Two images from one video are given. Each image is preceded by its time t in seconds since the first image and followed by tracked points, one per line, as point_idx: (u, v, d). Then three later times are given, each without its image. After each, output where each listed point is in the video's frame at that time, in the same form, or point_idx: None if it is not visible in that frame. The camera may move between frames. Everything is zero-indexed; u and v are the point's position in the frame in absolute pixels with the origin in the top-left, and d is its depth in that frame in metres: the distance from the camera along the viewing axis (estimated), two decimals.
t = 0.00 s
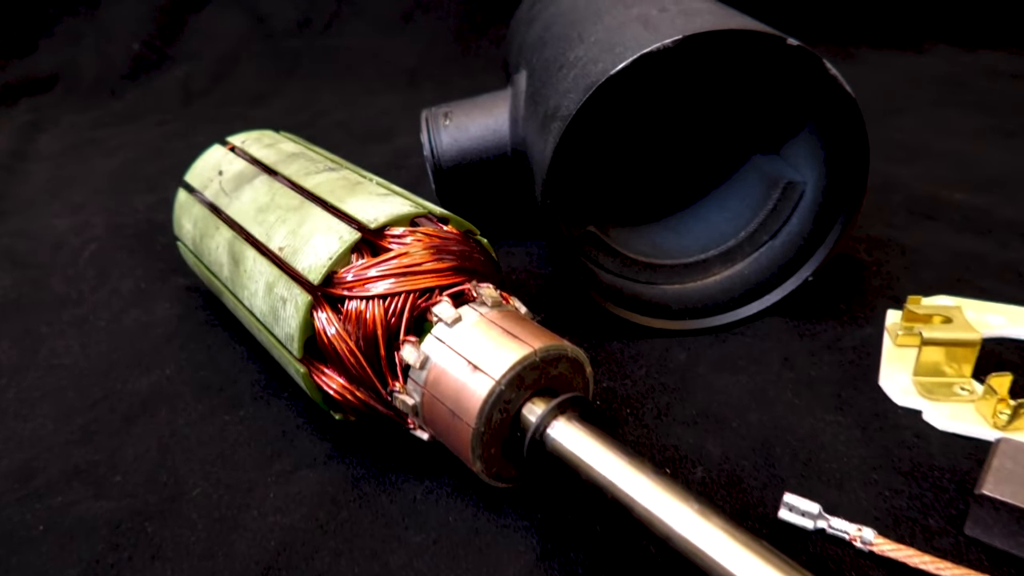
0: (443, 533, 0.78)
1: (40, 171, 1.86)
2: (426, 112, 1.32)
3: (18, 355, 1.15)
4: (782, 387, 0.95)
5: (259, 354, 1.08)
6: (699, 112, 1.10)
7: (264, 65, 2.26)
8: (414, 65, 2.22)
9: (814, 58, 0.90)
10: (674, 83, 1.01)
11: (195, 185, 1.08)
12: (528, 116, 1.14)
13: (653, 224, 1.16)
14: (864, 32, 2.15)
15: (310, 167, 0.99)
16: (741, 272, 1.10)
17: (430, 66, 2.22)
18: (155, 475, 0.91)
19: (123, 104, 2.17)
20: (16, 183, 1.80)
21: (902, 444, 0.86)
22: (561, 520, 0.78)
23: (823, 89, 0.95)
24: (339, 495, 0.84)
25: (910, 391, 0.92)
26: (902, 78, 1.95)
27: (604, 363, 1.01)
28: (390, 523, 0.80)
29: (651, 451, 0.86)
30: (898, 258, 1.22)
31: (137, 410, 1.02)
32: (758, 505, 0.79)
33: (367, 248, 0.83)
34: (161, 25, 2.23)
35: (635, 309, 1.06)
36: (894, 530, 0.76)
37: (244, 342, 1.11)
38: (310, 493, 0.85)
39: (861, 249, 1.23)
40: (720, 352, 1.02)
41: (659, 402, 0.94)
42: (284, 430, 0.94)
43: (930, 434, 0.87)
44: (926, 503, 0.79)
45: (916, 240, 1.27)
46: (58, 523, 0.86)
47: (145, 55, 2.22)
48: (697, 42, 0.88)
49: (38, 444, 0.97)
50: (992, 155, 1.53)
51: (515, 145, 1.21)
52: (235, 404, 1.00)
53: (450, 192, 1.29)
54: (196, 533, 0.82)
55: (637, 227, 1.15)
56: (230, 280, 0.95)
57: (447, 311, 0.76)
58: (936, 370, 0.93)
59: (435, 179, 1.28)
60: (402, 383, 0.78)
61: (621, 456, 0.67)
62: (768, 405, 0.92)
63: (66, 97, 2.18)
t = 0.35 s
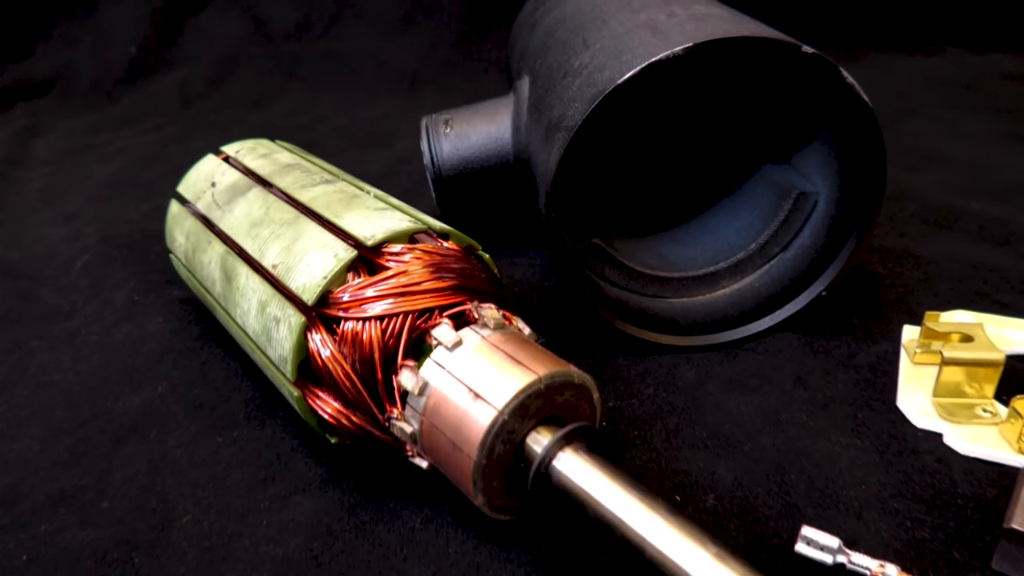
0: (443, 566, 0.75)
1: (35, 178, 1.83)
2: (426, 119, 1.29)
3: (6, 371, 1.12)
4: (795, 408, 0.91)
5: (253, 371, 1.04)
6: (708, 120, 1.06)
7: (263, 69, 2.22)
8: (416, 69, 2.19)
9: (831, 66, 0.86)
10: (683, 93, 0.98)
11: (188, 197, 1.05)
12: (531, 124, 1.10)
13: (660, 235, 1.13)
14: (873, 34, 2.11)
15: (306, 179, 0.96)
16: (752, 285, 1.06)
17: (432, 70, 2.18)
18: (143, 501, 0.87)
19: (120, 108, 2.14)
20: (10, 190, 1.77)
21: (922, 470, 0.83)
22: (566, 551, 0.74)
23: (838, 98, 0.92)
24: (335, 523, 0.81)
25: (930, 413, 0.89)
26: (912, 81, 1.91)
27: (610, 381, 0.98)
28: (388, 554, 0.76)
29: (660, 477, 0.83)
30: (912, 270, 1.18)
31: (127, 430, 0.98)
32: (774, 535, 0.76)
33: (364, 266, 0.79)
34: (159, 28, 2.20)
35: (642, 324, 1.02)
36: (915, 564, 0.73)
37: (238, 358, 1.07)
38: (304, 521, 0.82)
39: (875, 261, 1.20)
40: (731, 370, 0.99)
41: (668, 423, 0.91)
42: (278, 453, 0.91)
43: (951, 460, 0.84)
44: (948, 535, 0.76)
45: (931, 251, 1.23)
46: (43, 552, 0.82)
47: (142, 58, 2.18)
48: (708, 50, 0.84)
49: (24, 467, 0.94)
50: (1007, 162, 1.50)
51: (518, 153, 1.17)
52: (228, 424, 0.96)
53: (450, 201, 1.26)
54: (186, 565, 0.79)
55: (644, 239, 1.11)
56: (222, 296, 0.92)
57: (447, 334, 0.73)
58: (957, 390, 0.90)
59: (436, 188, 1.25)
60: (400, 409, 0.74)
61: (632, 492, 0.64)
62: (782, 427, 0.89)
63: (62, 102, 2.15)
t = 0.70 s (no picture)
0: None
1: (28, 185, 1.80)
2: (423, 127, 1.26)
3: None
4: (803, 428, 0.88)
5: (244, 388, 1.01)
6: (712, 128, 1.03)
7: (261, 73, 2.20)
8: (415, 73, 2.16)
9: (840, 73, 0.83)
10: (686, 100, 0.95)
11: (176, 208, 1.02)
12: (530, 132, 1.07)
13: (662, 246, 1.10)
14: (879, 38, 2.08)
15: (296, 191, 0.93)
16: (757, 298, 1.03)
17: (432, 74, 2.15)
18: (128, 526, 0.84)
19: (116, 114, 2.11)
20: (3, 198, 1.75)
21: (934, 495, 0.80)
22: None
23: (848, 107, 0.88)
24: (325, 551, 0.78)
25: (942, 433, 0.86)
26: (918, 86, 1.88)
27: (612, 400, 0.95)
28: None
29: (663, 501, 0.80)
30: (922, 280, 1.15)
31: (113, 450, 0.95)
32: (782, 564, 0.73)
33: (354, 283, 0.76)
34: (155, 32, 2.16)
35: (644, 339, 0.99)
36: None
37: (229, 375, 1.04)
38: (294, 548, 0.79)
39: (884, 272, 1.17)
40: (736, 387, 0.96)
41: (672, 444, 0.88)
42: (269, 475, 0.88)
43: (965, 484, 0.81)
44: (964, 565, 0.73)
45: (941, 261, 1.20)
46: None
47: (138, 62, 2.15)
48: (712, 57, 0.81)
49: (6, 489, 0.91)
50: (1017, 169, 1.46)
51: (517, 161, 1.14)
52: (218, 444, 0.94)
53: (447, 211, 1.22)
54: None
55: (646, 250, 1.09)
56: (210, 312, 0.89)
57: (441, 356, 0.70)
58: (970, 410, 0.87)
59: (432, 197, 1.21)
60: (391, 434, 0.71)
61: (634, 526, 0.60)
62: (789, 449, 0.86)
63: (58, 106, 2.12)
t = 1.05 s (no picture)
0: None
1: (20, 192, 1.78)
2: (416, 135, 1.23)
3: None
4: (806, 450, 0.86)
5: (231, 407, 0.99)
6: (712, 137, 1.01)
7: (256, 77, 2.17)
8: (412, 77, 2.13)
9: (844, 84, 0.80)
10: (685, 111, 0.92)
11: (161, 221, 0.99)
12: (525, 141, 1.05)
13: (661, 258, 1.07)
14: (883, 40, 2.05)
15: (283, 205, 0.90)
16: (759, 312, 1.00)
17: (429, 78, 2.13)
18: (110, 554, 0.82)
19: (109, 118, 2.08)
20: None
21: (941, 521, 0.77)
22: None
23: (852, 118, 0.85)
24: None
25: (950, 456, 0.83)
26: (923, 90, 1.85)
27: (610, 419, 0.92)
28: None
29: (661, 528, 0.77)
30: (928, 293, 1.12)
31: (96, 472, 0.93)
32: None
33: (340, 304, 0.74)
34: (148, 35, 2.13)
35: (644, 356, 0.97)
36: None
37: (216, 392, 1.01)
38: None
39: (889, 284, 1.14)
40: (737, 406, 0.93)
41: (671, 467, 0.85)
42: (255, 499, 0.85)
43: (975, 510, 0.78)
44: None
45: (947, 272, 1.17)
46: None
47: (132, 66, 2.12)
48: (711, 67, 0.78)
49: None
50: None
51: (512, 171, 1.11)
52: (203, 466, 0.91)
53: (441, 222, 1.19)
54: None
55: (645, 263, 1.06)
56: (194, 331, 0.86)
57: (428, 383, 0.67)
58: (978, 432, 0.84)
59: (426, 207, 1.18)
60: (378, 464, 0.68)
61: (629, 565, 0.58)
62: (791, 473, 0.83)
63: (51, 111, 2.10)
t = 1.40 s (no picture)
0: None
1: (10, 196, 1.75)
2: (408, 142, 1.20)
3: None
4: (805, 469, 0.84)
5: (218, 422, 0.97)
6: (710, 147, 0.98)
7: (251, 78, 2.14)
8: (408, 79, 2.10)
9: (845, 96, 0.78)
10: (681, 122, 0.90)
11: (147, 233, 0.97)
12: (519, 150, 1.02)
13: (658, 269, 1.05)
14: (885, 42, 2.03)
15: (269, 218, 0.88)
16: (757, 325, 0.98)
17: (425, 80, 2.10)
18: None
19: (102, 120, 2.05)
20: None
21: (945, 545, 0.75)
22: None
23: (853, 130, 0.83)
24: None
25: (953, 476, 0.80)
26: (925, 93, 1.82)
27: (605, 436, 0.90)
28: None
29: (656, 552, 0.76)
30: (932, 304, 1.10)
31: (79, 490, 0.91)
32: None
33: (325, 323, 0.72)
34: (141, 36, 2.10)
35: (640, 370, 0.94)
36: None
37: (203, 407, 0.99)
38: None
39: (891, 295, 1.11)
40: (734, 423, 0.91)
41: (667, 487, 0.83)
42: (239, 520, 0.83)
43: (979, 534, 0.76)
44: None
45: (950, 282, 1.15)
46: None
47: (126, 68, 2.09)
48: (707, 80, 0.76)
49: None
50: None
51: (506, 179, 1.09)
52: (187, 485, 0.89)
53: (434, 231, 1.17)
54: None
55: (641, 273, 1.04)
56: (178, 348, 0.84)
57: (415, 408, 0.65)
58: (983, 452, 0.82)
59: (418, 216, 1.16)
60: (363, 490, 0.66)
61: None
62: (790, 495, 0.81)
63: (43, 113, 2.07)
